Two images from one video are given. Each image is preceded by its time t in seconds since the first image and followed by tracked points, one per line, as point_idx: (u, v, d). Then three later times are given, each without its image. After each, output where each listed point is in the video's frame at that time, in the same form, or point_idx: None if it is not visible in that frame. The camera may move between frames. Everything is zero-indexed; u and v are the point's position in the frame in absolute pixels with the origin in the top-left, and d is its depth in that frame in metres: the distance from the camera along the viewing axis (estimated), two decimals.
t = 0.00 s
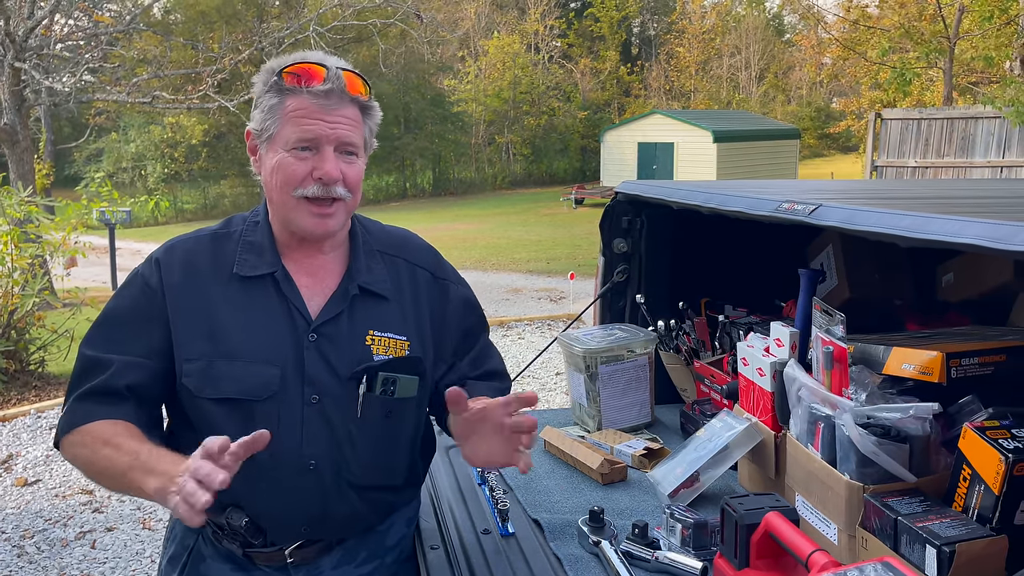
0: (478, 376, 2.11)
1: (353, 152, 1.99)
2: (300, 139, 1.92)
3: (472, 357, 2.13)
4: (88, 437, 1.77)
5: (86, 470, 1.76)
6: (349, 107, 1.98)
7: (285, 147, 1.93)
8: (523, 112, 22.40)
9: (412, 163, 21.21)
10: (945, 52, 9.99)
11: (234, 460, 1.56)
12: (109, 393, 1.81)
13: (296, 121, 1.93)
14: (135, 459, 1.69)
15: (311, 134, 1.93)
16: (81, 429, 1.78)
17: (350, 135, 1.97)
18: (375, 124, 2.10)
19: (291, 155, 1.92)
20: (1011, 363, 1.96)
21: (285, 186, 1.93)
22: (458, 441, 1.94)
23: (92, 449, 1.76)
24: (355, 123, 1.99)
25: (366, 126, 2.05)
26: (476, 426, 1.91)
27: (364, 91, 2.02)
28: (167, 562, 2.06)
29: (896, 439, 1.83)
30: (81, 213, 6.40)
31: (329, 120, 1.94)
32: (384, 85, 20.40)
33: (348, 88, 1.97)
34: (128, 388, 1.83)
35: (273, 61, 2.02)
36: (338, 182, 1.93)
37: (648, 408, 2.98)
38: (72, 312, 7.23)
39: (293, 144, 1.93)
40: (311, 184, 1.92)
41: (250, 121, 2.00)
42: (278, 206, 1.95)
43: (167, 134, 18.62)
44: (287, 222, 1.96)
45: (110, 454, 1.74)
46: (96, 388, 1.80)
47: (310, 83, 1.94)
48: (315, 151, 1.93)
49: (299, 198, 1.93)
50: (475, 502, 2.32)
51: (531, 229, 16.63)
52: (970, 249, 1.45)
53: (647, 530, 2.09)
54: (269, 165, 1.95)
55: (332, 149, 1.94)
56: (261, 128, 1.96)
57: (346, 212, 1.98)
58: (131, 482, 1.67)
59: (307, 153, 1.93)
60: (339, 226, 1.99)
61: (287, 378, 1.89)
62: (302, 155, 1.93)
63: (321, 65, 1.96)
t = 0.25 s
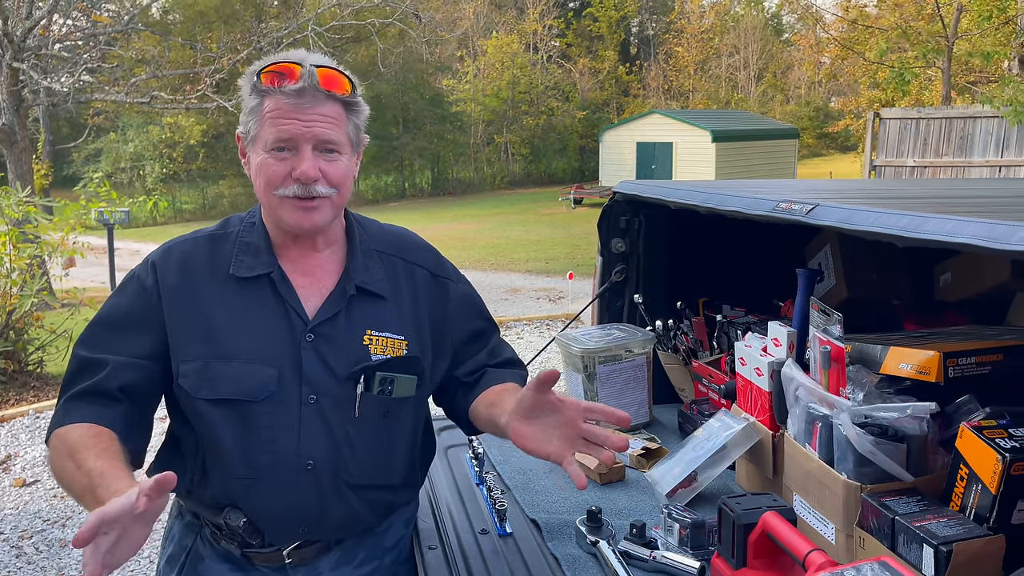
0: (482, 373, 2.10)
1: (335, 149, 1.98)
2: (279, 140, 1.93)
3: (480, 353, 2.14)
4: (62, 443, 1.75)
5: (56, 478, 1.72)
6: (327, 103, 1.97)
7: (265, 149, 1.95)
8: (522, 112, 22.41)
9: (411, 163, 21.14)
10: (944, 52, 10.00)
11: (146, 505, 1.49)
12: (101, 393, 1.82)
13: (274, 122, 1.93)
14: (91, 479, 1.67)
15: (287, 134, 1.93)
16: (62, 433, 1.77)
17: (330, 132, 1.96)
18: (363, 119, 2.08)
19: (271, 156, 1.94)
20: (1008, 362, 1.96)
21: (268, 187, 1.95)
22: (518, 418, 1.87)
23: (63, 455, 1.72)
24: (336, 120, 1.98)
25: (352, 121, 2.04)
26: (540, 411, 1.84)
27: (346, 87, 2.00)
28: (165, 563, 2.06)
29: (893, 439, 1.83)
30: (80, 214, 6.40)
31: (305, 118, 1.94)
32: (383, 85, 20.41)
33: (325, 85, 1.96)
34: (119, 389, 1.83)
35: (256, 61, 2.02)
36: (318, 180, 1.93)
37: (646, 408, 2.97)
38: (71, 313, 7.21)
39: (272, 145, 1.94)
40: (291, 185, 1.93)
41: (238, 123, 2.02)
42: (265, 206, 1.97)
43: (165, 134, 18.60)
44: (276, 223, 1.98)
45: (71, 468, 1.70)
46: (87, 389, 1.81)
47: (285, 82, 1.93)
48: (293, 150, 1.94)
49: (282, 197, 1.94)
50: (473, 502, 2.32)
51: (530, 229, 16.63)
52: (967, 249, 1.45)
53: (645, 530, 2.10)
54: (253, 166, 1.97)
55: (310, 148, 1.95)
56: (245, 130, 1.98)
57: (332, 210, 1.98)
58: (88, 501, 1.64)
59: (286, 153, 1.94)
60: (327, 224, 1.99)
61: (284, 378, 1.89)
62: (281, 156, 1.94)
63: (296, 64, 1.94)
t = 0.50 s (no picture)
0: (478, 374, 2.09)
1: (332, 143, 1.98)
2: (276, 134, 1.93)
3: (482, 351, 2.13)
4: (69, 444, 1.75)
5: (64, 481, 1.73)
6: (324, 96, 1.97)
7: (262, 143, 1.94)
8: (522, 111, 22.42)
9: (410, 162, 21.13)
10: (943, 51, 9.99)
11: (163, 506, 1.49)
12: (104, 396, 1.82)
13: (271, 116, 1.94)
14: (101, 480, 1.67)
15: (284, 127, 1.93)
16: (67, 435, 1.77)
17: (327, 124, 1.96)
18: (360, 114, 2.09)
19: (268, 150, 1.94)
20: (1010, 360, 1.96)
21: (266, 182, 1.94)
22: (507, 428, 1.87)
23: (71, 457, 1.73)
24: (333, 113, 1.98)
25: (349, 116, 2.05)
26: (526, 420, 1.84)
27: (342, 82, 2.01)
28: (164, 562, 2.06)
29: (894, 437, 1.84)
30: (79, 213, 6.39)
31: (301, 112, 1.94)
32: (383, 84, 20.40)
33: (321, 78, 1.96)
34: (122, 391, 1.83)
35: (252, 59, 2.03)
36: (316, 173, 1.93)
37: (646, 406, 2.97)
38: (70, 312, 7.21)
39: (269, 139, 1.94)
40: (290, 178, 1.92)
41: (237, 122, 2.02)
42: (264, 202, 1.96)
43: (164, 134, 18.58)
44: (275, 219, 1.98)
45: (81, 469, 1.70)
46: (89, 392, 1.81)
47: (280, 76, 1.93)
48: (290, 143, 1.94)
49: (282, 192, 1.93)
50: (473, 500, 2.33)
51: (529, 228, 16.63)
52: (968, 246, 1.45)
53: (646, 529, 2.10)
54: (251, 162, 1.97)
55: (307, 141, 1.94)
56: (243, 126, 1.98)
57: (330, 204, 1.98)
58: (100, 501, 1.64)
59: (283, 146, 1.94)
60: (326, 220, 1.99)
61: (283, 378, 1.88)
62: (279, 149, 1.93)
63: (292, 57, 1.95)
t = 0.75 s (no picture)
0: (477, 373, 2.09)
1: (332, 141, 1.98)
2: (276, 133, 1.93)
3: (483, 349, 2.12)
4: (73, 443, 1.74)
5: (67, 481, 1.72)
6: (324, 95, 1.97)
7: (263, 142, 1.94)
8: (521, 109, 22.42)
9: (410, 161, 21.14)
10: (942, 50, 9.98)
11: (169, 503, 1.50)
12: (106, 396, 1.81)
13: (272, 116, 1.93)
14: (104, 479, 1.66)
15: (286, 126, 1.92)
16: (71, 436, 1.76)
17: (327, 123, 1.96)
18: (359, 113, 2.08)
19: (269, 148, 1.93)
20: (1011, 358, 1.96)
21: (267, 181, 1.93)
22: (504, 428, 1.87)
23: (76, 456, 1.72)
24: (333, 112, 1.98)
25: (349, 115, 2.04)
26: (525, 420, 1.84)
27: (342, 80, 2.01)
28: (166, 561, 2.06)
29: (895, 435, 1.84)
30: (79, 212, 6.38)
31: (302, 111, 1.93)
32: (382, 83, 20.40)
33: (321, 77, 1.96)
34: (123, 391, 1.83)
35: (250, 59, 2.03)
36: (318, 171, 1.92)
37: (647, 404, 2.97)
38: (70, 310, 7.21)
39: (269, 139, 1.93)
40: (291, 177, 1.91)
41: (236, 122, 2.02)
42: (264, 201, 1.96)
43: (163, 133, 18.56)
44: (276, 218, 1.97)
45: (84, 470, 1.70)
46: (90, 392, 1.80)
47: (281, 75, 1.93)
48: (291, 142, 1.93)
49: (282, 190, 1.93)
50: (474, 498, 2.33)
51: (529, 227, 16.63)
52: (971, 244, 1.45)
53: (647, 527, 2.09)
54: (251, 161, 1.96)
55: (308, 140, 1.94)
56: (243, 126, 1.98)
57: (331, 202, 1.98)
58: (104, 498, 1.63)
59: (285, 145, 1.93)
60: (327, 217, 1.99)
61: (284, 377, 1.88)
62: (279, 148, 1.93)
63: (292, 56, 1.94)
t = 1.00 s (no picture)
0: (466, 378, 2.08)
1: (343, 144, 1.96)
2: (289, 137, 1.89)
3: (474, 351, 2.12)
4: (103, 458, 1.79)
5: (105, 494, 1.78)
6: (336, 99, 1.95)
7: (274, 146, 1.90)
8: (520, 108, 22.41)
9: (409, 159, 21.13)
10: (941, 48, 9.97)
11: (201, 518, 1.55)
12: (116, 406, 1.81)
13: (283, 119, 1.89)
14: (137, 488, 1.72)
15: (299, 131, 1.89)
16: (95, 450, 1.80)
17: (339, 128, 1.93)
18: (364, 114, 2.06)
19: (281, 153, 1.90)
20: (1012, 355, 1.96)
21: (277, 185, 1.91)
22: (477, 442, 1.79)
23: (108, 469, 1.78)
24: (343, 116, 1.96)
25: (355, 117, 2.02)
26: (495, 436, 1.76)
27: (351, 83, 1.98)
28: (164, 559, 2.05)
29: (897, 432, 1.84)
30: (77, 211, 6.36)
31: (317, 116, 1.91)
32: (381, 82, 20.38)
33: (334, 81, 1.93)
34: (135, 399, 1.83)
35: (255, 56, 1.98)
36: (331, 176, 1.91)
37: (648, 402, 2.97)
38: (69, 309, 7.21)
39: (282, 143, 1.90)
40: (303, 182, 1.90)
41: (238, 121, 1.96)
42: (272, 203, 1.93)
43: (162, 131, 18.54)
44: (283, 220, 1.95)
45: (117, 481, 1.76)
46: (102, 405, 1.81)
47: (295, 78, 1.89)
48: (304, 147, 1.91)
49: (293, 194, 1.90)
50: (474, 497, 2.33)
51: (528, 226, 16.62)
52: (973, 241, 1.44)
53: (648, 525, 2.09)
54: (260, 164, 1.92)
55: (321, 144, 1.91)
56: (250, 127, 1.93)
57: (341, 206, 1.96)
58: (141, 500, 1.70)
59: (297, 150, 1.90)
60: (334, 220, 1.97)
61: (283, 376, 1.88)
62: (292, 153, 1.90)
63: (304, 59, 1.91)
